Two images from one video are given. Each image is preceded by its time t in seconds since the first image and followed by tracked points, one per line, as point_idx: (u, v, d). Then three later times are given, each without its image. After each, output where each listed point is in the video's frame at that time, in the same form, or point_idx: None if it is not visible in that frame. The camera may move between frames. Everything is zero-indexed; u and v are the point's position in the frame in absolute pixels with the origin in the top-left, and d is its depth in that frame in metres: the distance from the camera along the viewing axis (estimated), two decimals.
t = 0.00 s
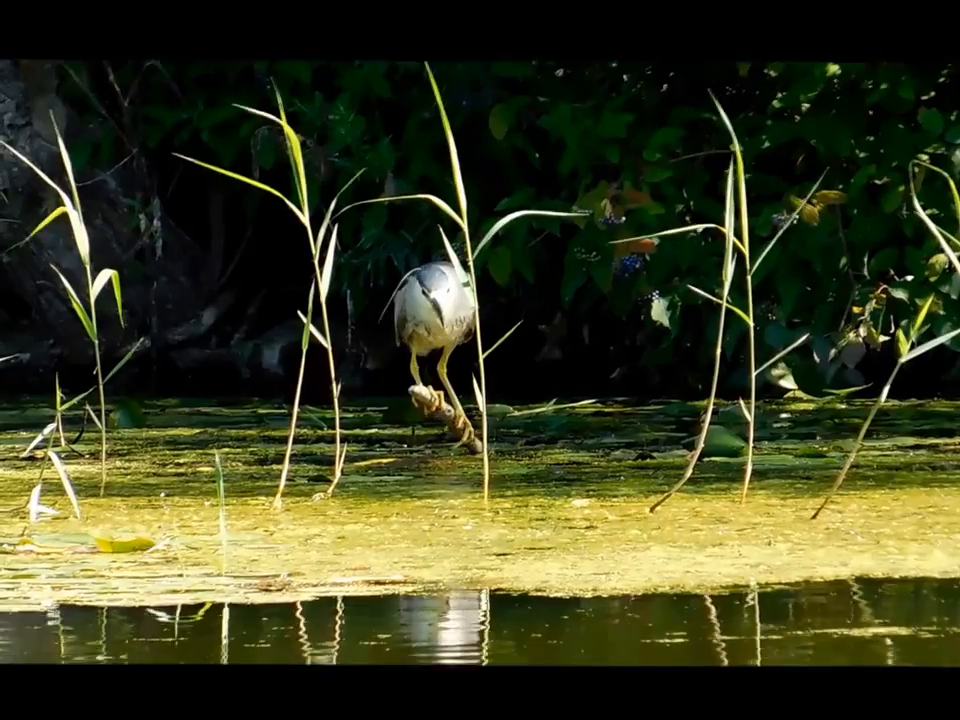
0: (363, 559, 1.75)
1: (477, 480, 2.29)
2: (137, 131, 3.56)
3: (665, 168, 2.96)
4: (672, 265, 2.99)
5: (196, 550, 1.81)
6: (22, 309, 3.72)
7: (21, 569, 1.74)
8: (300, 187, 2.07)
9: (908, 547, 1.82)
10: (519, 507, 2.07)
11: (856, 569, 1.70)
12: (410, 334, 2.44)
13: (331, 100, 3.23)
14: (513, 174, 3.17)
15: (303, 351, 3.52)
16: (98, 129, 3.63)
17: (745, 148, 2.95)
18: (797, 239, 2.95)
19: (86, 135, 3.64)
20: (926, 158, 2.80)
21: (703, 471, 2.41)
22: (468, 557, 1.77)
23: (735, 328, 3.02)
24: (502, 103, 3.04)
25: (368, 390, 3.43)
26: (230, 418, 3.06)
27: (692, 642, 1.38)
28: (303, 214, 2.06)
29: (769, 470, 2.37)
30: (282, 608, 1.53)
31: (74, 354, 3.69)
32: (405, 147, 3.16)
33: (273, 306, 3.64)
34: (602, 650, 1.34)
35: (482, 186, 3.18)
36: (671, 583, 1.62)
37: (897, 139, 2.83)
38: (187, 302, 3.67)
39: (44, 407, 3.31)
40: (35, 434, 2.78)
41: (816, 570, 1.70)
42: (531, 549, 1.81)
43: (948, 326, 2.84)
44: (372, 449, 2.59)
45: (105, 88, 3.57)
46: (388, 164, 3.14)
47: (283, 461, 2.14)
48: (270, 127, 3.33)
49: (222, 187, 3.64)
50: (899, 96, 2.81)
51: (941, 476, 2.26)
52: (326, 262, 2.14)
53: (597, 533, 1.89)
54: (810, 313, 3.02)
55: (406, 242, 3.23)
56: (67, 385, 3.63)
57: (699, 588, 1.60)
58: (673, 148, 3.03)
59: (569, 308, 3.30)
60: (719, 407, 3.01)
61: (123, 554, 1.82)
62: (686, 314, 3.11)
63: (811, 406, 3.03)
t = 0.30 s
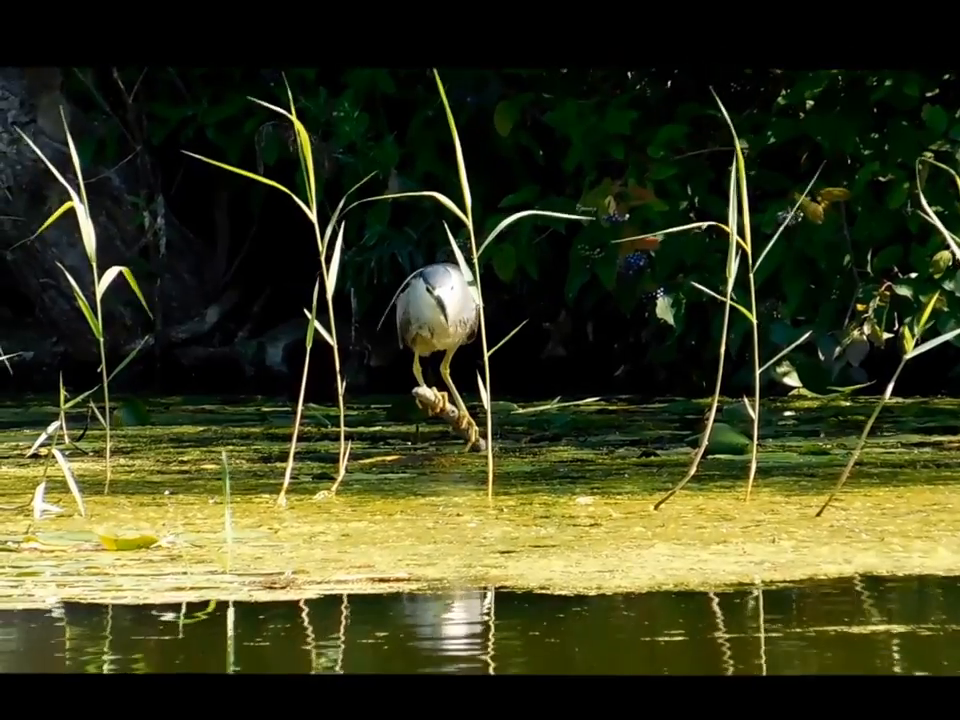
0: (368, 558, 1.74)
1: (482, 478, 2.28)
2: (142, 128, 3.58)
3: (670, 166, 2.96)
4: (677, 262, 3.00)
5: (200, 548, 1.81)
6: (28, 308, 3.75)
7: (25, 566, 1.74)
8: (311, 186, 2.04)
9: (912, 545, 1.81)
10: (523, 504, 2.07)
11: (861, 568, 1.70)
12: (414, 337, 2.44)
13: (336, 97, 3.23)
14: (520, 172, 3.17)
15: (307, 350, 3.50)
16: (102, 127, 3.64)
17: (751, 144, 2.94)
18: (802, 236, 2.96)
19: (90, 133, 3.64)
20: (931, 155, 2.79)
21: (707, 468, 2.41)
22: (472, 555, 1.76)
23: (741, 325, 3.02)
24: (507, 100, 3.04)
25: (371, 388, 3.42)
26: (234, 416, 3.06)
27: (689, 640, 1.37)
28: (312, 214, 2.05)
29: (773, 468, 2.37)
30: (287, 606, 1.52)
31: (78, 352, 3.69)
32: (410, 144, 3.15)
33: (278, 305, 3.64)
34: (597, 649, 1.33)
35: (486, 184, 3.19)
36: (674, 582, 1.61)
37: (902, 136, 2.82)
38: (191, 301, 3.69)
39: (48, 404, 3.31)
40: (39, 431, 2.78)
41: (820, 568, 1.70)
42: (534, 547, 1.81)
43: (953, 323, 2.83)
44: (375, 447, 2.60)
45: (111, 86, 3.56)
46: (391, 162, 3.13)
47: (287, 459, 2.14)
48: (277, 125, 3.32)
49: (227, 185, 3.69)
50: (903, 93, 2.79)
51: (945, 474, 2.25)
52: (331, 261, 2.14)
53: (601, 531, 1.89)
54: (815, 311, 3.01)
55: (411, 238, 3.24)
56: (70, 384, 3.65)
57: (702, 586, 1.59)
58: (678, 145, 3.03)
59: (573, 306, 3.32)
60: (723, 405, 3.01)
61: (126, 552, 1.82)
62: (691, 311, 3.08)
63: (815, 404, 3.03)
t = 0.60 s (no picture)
0: (371, 554, 1.74)
1: (486, 475, 2.28)
2: (145, 124, 3.60)
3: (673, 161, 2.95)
4: (679, 257, 3.00)
5: (203, 545, 1.81)
6: (32, 304, 3.76)
7: (29, 563, 1.74)
8: (315, 184, 2.01)
9: (915, 541, 1.82)
10: (527, 501, 2.07)
11: (865, 564, 1.70)
12: (419, 333, 2.45)
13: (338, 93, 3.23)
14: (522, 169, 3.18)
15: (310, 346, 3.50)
16: (105, 123, 3.66)
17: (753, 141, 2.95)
18: (805, 232, 2.96)
19: (92, 129, 3.65)
20: (934, 151, 2.80)
21: (711, 465, 2.41)
22: (476, 551, 1.76)
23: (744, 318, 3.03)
24: (509, 97, 3.04)
25: (373, 384, 3.42)
26: (237, 413, 3.06)
27: (690, 636, 1.37)
28: (315, 211, 2.04)
29: (776, 465, 2.37)
30: (291, 603, 1.52)
31: (82, 348, 3.68)
32: (411, 141, 3.15)
33: (281, 302, 3.64)
34: (595, 645, 1.33)
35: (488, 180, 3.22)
36: (678, 578, 1.61)
37: (905, 132, 2.81)
38: (195, 298, 3.66)
39: (50, 401, 3.31)
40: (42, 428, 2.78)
41: (823, 564, 1.70)
42: (537, 544, 1.81)
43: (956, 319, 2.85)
44: (379, 443, 2.60)
45: (112, 81, 3.60)
46: (396, 158, 3.14)
47: (290, 456, 2.13)
48: (279, 121, 3.32)
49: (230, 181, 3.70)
50: (905, 89, 2.77)
51: (948, 471, 2.25)
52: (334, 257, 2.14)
53: (605, 528, 1.89)
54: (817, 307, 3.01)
55: (414, 235, 3.25)
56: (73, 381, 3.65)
57: (706, 583, 1.59)
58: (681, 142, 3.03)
59: (576, 303, 3.32)
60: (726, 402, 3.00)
61: (129, 549, 1.82)
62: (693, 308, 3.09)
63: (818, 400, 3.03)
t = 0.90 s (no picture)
0: (371, 551, 1.74)
1: (486, 472, 2.28)
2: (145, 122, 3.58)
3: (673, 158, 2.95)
4: (679, 254, 2.99)
5: (203, 542, 1.81)
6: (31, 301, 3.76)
7: (29, 560, 1.74)
8: (315, 180, 2.01)
9: (915, 538, 1.81)
10: (527, 497, 2.07)
11: (865, 561, 1.70)
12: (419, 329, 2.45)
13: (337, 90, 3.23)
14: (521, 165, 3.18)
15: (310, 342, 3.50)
16: (103, 120, 3.63)
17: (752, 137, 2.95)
18: (806, 229, 2.95)
19: (91, 126, 3.63)
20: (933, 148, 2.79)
21: (710, 462, 2.41)
22: (476, 548, 1.76)
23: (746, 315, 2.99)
24: (508, 93, 3.04)
25: (373, 381, 3.42)
26: (237, 409, 3.06)
27: (683, 633, 1.37)
28: (315, 207, 2.04)
29: (775, 461, 2.37)
30: (291, 600, 1.52)
31: (82, 345, 3.70)
32: (411, 137, 3.14)
33: (281, 297, 3.65)
34: (592, 642, 1.33)
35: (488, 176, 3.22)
36: (678, 575, 1.61)
37: (905, 128, 2.80)
38: (194, 295, 3.66)
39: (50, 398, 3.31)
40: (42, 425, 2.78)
41: (823, 561, 1.70)
42: (537, 541, 1.81)
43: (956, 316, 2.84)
44: (379, 440, 2.60)
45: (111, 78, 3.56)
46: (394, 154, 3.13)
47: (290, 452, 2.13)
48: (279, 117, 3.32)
49: (230, 178, 3.68)
50: (905, 85, 2.77)
51: (948, 467, 2.25)
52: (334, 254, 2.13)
53: (604, 525, 1.89)
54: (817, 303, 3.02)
55: (414, 232, 3.25)
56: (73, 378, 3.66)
57: (706, 580, 1.59)
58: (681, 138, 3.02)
59: (575, 300, 3.32)
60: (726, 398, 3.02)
61: (129, 545, 1.82)
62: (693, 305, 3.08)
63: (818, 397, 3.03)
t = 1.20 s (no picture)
0: (368, 547, 1.74)
1: (482, 468, 2.28)
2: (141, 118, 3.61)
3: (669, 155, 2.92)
4: (676, 251, 2.98)
5: (200, 538, 1.81)
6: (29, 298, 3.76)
7: (26, 557, 1.74)
8: (311, 176, 2.00)
9: (912, 535, 1.81)
10: (524, 494, 2.07)
11: (862, 557, 1.70)
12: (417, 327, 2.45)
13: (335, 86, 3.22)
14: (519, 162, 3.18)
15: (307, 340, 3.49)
16: (100, 117, 3.65)
17: (750, 134, 2.95)
18: (804, 226, 2.95)
19: (88, 123, 3.65)
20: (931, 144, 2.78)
21: (707, 458, 2.41)
22: (473, 545, 1.76)
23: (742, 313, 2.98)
24: (506, 90, 3.03)
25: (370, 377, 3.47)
26: (234, 406, 3.06)
27: (675, 629, 1.37)
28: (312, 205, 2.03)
29: (772, 458, 2.37)
30: (289, 595, 1.52)
31: (80, 342, 3.69)
32: (409, 134, 3.13)
33: (278, 295, 3.64)
34: (586, 637, 1.33)
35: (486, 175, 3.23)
36: (675, 571, 1.61)
37: (903, 125, 2.78)
38: (192, 292, 3.67)
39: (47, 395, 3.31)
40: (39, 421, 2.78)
41: (820, 557, 1.70)
42: (534, 537, 1.80)
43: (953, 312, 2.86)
44: (376, 437, 2.60)
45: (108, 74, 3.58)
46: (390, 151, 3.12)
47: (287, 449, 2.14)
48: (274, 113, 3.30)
49: (226, 175, 3.68)
50: (902, 81, 2.76)
51: (945, 464, 2.25)
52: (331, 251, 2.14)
53: (601, 521, 1.89)
54: (814, 299, 3.04)
55: (411, 228, 3.24)
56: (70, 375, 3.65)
57: (702, 576, 1.59)
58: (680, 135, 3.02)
59: (572, 297, 3.34)
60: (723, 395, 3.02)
61: (126, 542, 1.82)
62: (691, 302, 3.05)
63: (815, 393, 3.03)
